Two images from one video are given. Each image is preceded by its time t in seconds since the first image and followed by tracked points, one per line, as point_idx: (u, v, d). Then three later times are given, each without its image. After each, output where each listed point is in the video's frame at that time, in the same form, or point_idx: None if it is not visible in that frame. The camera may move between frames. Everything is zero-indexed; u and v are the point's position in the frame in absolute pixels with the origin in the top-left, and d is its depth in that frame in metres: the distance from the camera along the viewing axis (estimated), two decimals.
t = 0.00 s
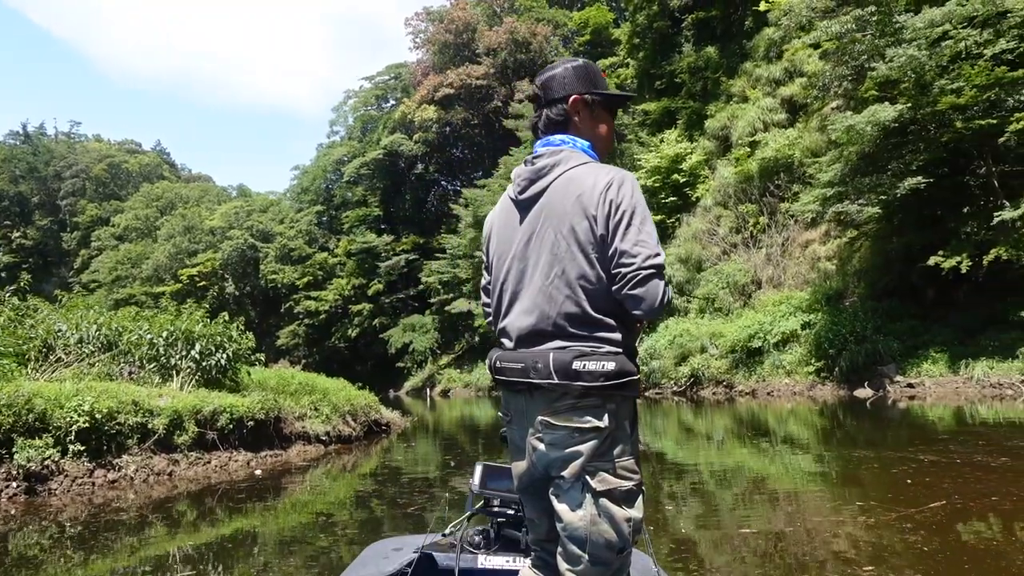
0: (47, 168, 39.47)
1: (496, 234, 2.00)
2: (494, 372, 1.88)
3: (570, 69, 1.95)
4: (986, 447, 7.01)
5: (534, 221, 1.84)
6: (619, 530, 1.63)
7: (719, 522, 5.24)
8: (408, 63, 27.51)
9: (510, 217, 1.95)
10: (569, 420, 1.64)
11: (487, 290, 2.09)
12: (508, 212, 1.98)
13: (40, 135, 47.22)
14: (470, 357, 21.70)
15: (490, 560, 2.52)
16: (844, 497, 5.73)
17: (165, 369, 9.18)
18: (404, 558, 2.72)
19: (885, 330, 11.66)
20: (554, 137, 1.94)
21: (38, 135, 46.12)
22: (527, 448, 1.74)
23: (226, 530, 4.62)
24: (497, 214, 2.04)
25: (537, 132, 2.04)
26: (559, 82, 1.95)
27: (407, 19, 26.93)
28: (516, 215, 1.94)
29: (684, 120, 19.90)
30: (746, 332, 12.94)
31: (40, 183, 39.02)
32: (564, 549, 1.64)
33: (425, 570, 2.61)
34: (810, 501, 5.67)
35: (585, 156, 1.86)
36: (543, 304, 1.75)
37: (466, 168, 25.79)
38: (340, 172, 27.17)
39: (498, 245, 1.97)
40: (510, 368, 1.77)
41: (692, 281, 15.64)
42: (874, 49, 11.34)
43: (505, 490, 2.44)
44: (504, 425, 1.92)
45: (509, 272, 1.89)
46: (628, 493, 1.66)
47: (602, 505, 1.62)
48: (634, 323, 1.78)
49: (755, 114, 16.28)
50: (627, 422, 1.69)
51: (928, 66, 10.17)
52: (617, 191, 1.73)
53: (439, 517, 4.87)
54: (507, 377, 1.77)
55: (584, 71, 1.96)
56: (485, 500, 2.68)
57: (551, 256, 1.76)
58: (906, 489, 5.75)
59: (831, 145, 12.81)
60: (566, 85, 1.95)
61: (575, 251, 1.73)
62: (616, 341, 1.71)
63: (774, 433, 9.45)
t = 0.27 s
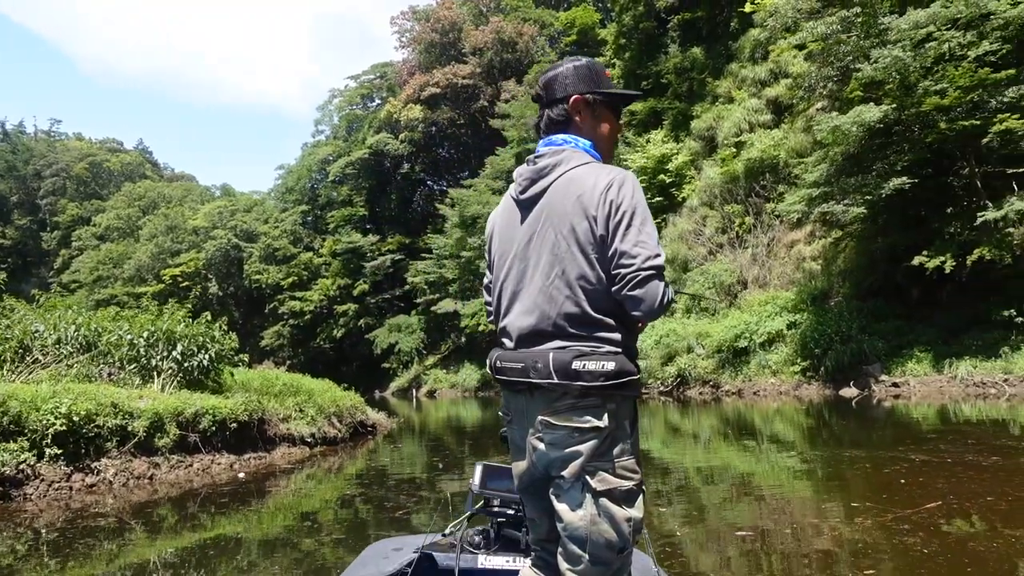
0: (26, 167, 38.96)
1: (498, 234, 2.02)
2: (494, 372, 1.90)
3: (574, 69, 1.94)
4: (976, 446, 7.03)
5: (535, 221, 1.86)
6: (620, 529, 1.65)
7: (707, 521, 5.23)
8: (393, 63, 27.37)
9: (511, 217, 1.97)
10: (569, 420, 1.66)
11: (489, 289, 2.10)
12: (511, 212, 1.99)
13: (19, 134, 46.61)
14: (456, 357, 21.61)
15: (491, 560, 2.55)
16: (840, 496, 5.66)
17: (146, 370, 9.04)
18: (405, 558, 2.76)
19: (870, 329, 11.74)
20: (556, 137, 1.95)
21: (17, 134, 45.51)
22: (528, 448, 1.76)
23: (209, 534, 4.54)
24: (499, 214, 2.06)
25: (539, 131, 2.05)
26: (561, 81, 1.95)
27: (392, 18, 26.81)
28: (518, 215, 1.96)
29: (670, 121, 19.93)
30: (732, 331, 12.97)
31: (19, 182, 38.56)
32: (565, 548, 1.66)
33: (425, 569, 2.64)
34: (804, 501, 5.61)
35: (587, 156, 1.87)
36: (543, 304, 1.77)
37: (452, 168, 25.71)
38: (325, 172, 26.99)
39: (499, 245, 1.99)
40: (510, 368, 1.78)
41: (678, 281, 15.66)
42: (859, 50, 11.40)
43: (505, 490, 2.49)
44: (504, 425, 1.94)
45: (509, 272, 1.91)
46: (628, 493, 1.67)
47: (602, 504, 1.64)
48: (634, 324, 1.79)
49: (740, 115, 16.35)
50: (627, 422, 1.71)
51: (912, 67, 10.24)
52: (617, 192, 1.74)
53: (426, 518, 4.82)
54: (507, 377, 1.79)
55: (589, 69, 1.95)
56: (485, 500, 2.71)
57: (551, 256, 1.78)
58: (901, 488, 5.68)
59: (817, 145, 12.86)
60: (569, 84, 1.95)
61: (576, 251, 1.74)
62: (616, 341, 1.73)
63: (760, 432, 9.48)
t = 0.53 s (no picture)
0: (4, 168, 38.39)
1: (496, 234, 1.98)
2: (491, 372, 1.86)
3: (572, 67, 1.91)
4: (965, 444, 7.02)
5: (531, 221, 1.82)
6: (619, 530, 1.60)
7: (694, 521, 5.18)
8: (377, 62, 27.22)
9: (508, 217, 1.94)
10: (566, 419, 1.62)
11: (487, 290, 2.07)
12: (508, 212, 1.96)
13: None
14: (442, 358, 21.50)
15: (491, 560, 2.58)
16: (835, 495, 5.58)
17: (125, 374, 8.88)
18: (405, 558, 2.80)
19: (855, 328, 11.80)
20: (554, 136, 1.91)
21: None
22: (525, 448, 1.72)
23: (190, 540, 4.44)
24: (497, 214, 2.03)
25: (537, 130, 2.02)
26: (560, 80, 1.92)
27: (376, 17, 26.69)
28: (515, 215, 1.92)
29: (655, 121, 19.93)
30: (718, 330, 13.00)
31: None
32: (563, 549, 1.62)
33: (425, 570, 2.68)
34: (798, 500, 5.54)
35: (584, 155, 1.83)
36: (539, 304, 1.73)
37: (437, 168, 25.61)
38: (308, 172, 26.78)
39: (496, 245, 1.96)
40: (507, 368, 1.74)
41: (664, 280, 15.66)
42: (842, 50, 11.46)
43: (505, 491, 2.53)
44: (503, 424, 1.89)
45: (506, 273, 1.87)
46: (626, 493, 1.63)
47: (601, 505, 1.60)
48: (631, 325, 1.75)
49: (725, 115, 16.40)
50: (625, 422, 1.66)
51: (895, 66, 10.30)
52: (612, 192, 1.70)
53: (413, 521, 4.75)
54: (504, 377, 1.75)
55: (588, 67, 1.92)
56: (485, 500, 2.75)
57: (547, 256, 1.74)
58: (893, 487, 5.61)
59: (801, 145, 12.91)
60: (567, 83, 1.91)
61: (571, 250, 1.71)
62: (613, 341, 1.69)
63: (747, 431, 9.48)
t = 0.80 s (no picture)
0: None
1: (494, 234, 1.96)
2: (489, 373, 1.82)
3: (568, 66, 1.86)
4: (954, 444, 7.01)
5: (526, 221, 1.79)
6: (618, 531, 1.56)
7: (681, 521, 5.14)
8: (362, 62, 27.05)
9: (506, 217, 1.91)
10: (563, 419, 1.57)
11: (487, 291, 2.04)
12: (506, 212, 1.93)
13: None
14: (427, 359, 21.39)
15: (490, 559, 2.58)
16: (829, 496, 5.52)
17: (104, 375, 8.73)
18: (405, 558, 2.76)
19: (839, 328, 11.87)
20: (551, 136, 1.88)
21: None
22: (523, 449, 1.68)
23: (171, 546, 4.34)
24: (497, 214, 2.00)
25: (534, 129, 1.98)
26: (556, 79, 1.88)
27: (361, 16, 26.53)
28: (512, 216, 1.89)
29: (640, 121, 19.94)
30: (703, 331, 13.02)
31: None
32: (562, 550, 1.58)
33: (425, 569, 2.65)
34: (791, 501, 5.49)
35: (580, 155, 1.79)
36: (534, 306, 1.70)
37: (422, 168, 25.50)
38: (292, 172, 26.57)
39: (495, 246, 1.93)
40: (504, 369, 1.70)
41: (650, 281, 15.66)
42: (827, 51, 11.53)
43: (505, 490, 2.55)
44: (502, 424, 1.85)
45: (503, 274, 1.84)
46: (625, 494, 1.58)
47: (599, 506, 1.55)
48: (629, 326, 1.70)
49: (710, 116, 16.46)
50: (623, 422, 1.61)
51: (879, 68, 10.36)
52: (605, 191, 1.65)
53: (398, 524, 4.68)
54: (501, 378, 1.71)
55: (586, 65, 1.87)
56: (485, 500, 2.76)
57: (541, 256, 1.71)
58: (887, 489, 5.56)
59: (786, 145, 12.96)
60: (565, 81, 1.86)
61: (564, 251, 1.67)
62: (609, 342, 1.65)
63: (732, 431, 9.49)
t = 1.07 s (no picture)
0: None
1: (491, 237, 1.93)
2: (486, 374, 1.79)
3: (559, 66, 1.82)
4: (942, 447, 7.02)
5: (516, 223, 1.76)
6: (615, 532, 1.52)
7: (667, 523, 5.11)
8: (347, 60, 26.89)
9: (500, 219, 1.88)
10: (559, 420, 1.53)
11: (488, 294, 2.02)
12: (501, 215, 1.90)
13: None
14: (411, 359, 21.27)
15: (490, 559, 2.52)
16: (823, 498, 5.50)
17: (81, 375, 8.58)
18: (405, 557, 2.70)
19: (824, 330, 11.94)
20: (544, 136, 1.84)
21: None
22: (521, 448, 1.64)
23: (149, 550, 4.25)
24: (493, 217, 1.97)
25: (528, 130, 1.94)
26: (548, 78, 1.83)
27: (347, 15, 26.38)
28: (506, 217, 1.86)
29: (626, 123, 19.96)
30: (689, 333, 13.04)
31: None
32: (559, 550, 1.55)
33: (425, 570, 2.60)
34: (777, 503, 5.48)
35: (569, 153, 1.75)
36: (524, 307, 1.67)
37: (407, 168, 25.39)
38: (276, 171, 26.36)
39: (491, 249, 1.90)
40: (501, 370, 1.66)
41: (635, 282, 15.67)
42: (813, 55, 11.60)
43: (505, 490, 2.47)
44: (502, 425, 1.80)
45: (496, 277, 1.81)
46: (621, 494, 1.53)
47: (595, 506, 1.51)
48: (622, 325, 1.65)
49: (696, 118, 16.51)
50: (620, 422, 1.56)
51: (864, 72, 10.41)
52: (590, 190, 1.60)
53: (383, 526, 4.62)
54: (497, 379, 1.67)
55: (579, 63, 1.82)
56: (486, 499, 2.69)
57: (529, 258, 1.68)
58: (879, 492, 5.53)
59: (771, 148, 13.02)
60: (558, 80, 1.82)
61: (550, 251, 1.63)
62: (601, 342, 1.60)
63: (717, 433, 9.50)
